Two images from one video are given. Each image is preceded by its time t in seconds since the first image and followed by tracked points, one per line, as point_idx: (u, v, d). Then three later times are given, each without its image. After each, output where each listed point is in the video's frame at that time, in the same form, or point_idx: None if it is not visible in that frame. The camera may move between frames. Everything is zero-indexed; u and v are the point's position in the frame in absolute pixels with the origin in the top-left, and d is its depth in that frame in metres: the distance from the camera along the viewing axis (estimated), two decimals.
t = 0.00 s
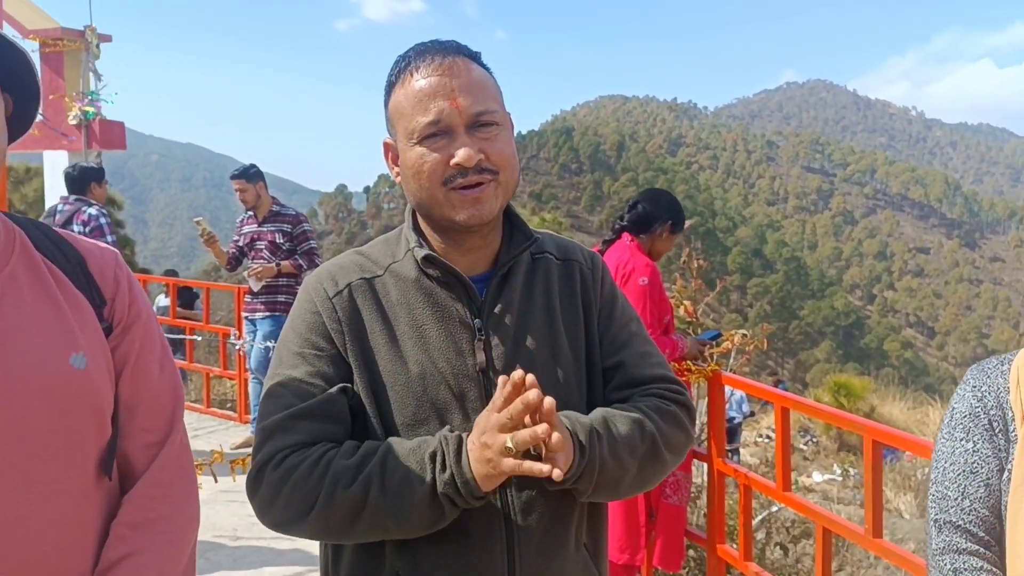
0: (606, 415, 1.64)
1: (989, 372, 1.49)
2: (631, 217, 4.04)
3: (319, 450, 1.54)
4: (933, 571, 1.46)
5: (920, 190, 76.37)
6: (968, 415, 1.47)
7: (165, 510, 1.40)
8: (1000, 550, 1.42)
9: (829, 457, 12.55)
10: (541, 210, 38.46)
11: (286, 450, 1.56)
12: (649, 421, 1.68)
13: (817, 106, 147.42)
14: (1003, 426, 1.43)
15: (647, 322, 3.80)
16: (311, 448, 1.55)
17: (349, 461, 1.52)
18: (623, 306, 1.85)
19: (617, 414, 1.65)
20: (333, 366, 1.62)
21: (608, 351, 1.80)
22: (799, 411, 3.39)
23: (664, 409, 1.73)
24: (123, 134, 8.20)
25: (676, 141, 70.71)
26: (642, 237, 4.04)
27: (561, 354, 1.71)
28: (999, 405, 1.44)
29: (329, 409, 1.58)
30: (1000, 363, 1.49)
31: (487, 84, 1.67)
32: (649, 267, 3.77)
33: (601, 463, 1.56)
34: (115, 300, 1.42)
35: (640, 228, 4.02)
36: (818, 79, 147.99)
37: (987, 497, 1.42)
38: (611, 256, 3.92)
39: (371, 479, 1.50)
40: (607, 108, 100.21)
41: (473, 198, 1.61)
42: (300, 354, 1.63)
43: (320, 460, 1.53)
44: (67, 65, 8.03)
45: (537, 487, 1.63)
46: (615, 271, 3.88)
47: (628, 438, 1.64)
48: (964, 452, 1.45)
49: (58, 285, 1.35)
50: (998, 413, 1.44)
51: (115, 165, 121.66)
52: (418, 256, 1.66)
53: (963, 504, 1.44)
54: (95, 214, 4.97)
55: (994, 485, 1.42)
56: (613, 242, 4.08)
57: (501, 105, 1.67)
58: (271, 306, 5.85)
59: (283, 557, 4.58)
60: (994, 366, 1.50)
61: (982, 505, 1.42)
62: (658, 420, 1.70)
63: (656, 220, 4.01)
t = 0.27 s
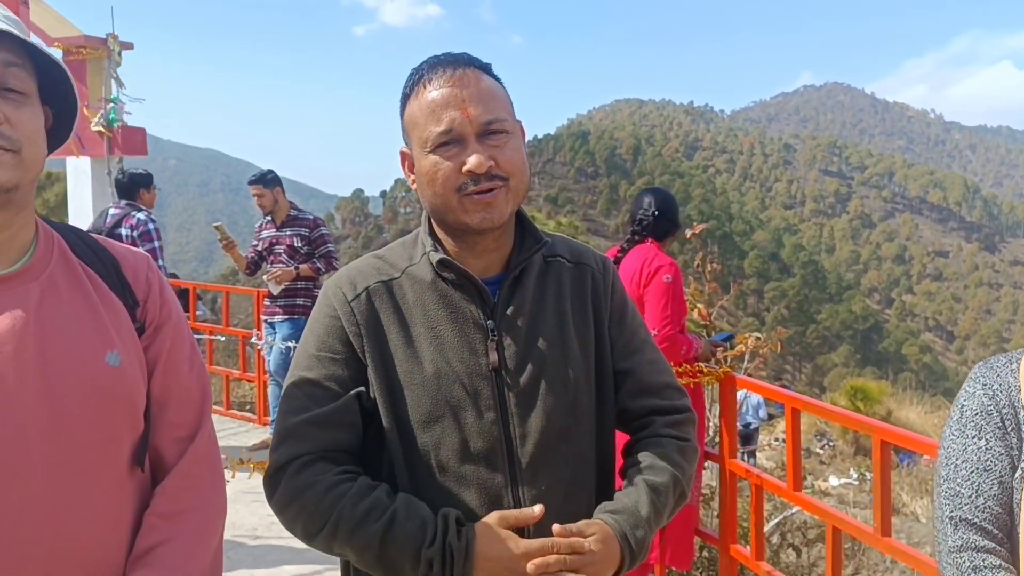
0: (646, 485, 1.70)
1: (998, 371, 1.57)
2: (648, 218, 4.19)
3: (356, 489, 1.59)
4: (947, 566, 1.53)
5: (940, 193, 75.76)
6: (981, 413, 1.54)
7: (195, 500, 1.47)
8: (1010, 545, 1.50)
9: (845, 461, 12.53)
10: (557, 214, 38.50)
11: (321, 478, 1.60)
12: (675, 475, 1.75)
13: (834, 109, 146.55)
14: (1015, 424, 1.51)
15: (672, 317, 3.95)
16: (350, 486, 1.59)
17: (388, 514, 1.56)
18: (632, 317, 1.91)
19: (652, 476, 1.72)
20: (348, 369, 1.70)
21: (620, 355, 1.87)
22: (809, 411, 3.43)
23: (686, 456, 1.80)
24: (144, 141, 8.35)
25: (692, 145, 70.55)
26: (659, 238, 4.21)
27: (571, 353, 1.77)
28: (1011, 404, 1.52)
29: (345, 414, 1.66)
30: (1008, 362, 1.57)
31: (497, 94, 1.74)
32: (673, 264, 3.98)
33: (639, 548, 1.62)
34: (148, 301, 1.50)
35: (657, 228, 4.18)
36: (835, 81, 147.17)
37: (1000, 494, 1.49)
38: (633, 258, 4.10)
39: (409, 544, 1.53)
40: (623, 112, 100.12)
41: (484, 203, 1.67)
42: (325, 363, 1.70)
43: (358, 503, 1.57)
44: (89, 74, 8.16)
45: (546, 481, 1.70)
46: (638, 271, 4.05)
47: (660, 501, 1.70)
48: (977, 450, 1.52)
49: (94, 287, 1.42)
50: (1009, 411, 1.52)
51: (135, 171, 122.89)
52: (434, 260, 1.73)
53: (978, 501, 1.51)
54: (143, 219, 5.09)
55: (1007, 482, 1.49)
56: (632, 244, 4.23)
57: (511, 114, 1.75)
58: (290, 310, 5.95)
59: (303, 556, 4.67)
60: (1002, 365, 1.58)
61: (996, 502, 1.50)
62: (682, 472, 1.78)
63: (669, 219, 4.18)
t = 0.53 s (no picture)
0: (646, 533, 1.82)
1: None
2: (668, 215, 4.24)
3: (390, 525, 1.65)
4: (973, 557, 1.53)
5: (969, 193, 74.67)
6: (1006, 407, 1.51)
7: (229, 488, 1.53)
8: None
9: (872, 464, 12.42)
10: (581, 215, 38.45)
11: (356, 512, 1.66)
12: (664, 510, 1.87)
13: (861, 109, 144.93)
14: None
15: (702, 307, 3.94)
16: (384, 528, 1.65)
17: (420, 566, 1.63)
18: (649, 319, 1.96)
19: (648, 518, 1.84)
20: (377, 371, 1.74)
21: (637, 355, 1.91)
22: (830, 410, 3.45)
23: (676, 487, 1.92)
24: (172, 142, 8.48)
25: (716, 145, 70.14)
26: (681, 235, 4.27)
27: (594, 350, 1.80)
28: None
29: (378, 423, 1.71)
30: None
31: (518, 94, 1.79)
32: (700, 257, 4.02)
33: None
34: (183, 295, 1.56)
35: (679, 225, 4.24)
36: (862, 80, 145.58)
37: None
38: (660, 256, 4.15)
39: None
40: (647, 112, 99.79)
41: (505, 199, 1.72)
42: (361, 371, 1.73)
43: (391, 547, 1.64)
44: (119, 76, 8.31)
45: (566, 476, 1.73)
46: (666, 267, 4.09)
47: (650, 540, 1.83)
48: (1002, 444, 1.50)
49: (133, 283, 1.48)
50: None
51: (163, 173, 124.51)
52: (457, 259, 1.77)
53: (1002, 495, 1.50)
54: (183, 222, 5.26)
55: None
56: (656, 243, 4.26)
57: (531, 112, 1.79)
58: (316, 309, 6.03)
59: (329, 552, 4.74)
60: None
61: (1021, 495, 1.48)
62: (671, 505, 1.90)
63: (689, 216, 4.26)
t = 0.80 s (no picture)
0: (657, 523, 1.85)
1: None
2: (689, 214, 4.24)
3: (404, 518, 1.69)
4: (992, 556, 1.36)
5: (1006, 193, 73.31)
6: None
7: (249, 477, 1.58)
8: None
9: (903, 467, 12.27)
10: (608, 216, 38.33)
11: (371, 505, 1.70)
12: (675, 501, 1.91)
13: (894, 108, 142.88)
14: None
15: (724, 304, 3.92)
16: (398, 520, 1.69)
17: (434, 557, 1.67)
18: (659, 315, 1.99)
19: (659, 509, 1.87)
20: (391, 367, 1.78)
21: (649, 350, 1.95)
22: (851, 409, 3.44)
23: (688, 479, 1.95)
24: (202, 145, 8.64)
25: (746, 146, 69.57)
26: (703, 234, 4.27)
27: (605, 345, 1.83)
28: None
29: (392, 418, 1.75)
30: None
31: (528, 94, 1.83)
32: (723, 255, 4.01)
33: None
34: (206, 291, 1.62)
35: (701, 224, 4.24)
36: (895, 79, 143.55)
37: None
38: (682, 255, 4.15)
39: None
40: (675, 113, 99.27)
41: (515, 197, 1.76)
42: (373, 367, 1.78)
43: (406, 539, 1.68)
44: (151, 80, 8.44)
45: (578, 470, 1.76)
46: (688, 266, 4.09)
47: (661, 530, 1.87)
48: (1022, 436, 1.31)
49: (158, 278, 1.54)
50: None
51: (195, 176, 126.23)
52: (468, 257, 1.81)
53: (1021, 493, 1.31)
54: (218, 219, 5.59)
55: None
56: (678, 242, 4.27)
57: (540, 111, 1.84)
58: (343, 309, 6.11)
59: (354, 548, 4.80)
60: None
61: None
62: (683, 495, 1.93)
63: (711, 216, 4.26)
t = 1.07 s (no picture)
0: (653, 519, 1.88)
1: None
2: (701, 216, 4.20)
3: (401, 510, 1.74)
4: (995, 559, 1.24)
5: None
6: None
7: (255, 469, 1.61)
8: None
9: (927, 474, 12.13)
10: (631, 220, 38.20)
11: (369, 497, 1.75)
12: (672, 497, 1.93)
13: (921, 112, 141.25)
14: None
15: (736, 308, 3.84)
16: (396, 512, 1.74)
17: (431, 549, 1.72)
18: (656, 313, 2.02)
19: (655, 506, 1.90)
20: (391, 362, 1.83)
21: (646, 348, 1.98)
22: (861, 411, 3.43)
23: (685, 477, 1.98)
24: (225, 149, 8.79)
25: (770, 150, 69.08)
26: (714, 237, 4.22)
27: (601, 342, 1.87)
28: None
29: (391, 412, 1.81)
30: None
31: (526, 95, 1.88)
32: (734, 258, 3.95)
33: None
34: (213, 288, 1.67)
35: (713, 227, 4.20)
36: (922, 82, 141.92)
37: None
38: (694, 257, 4.09)
39: None
40: (698, 117, 98.84)
41: (512, 197, 1.81)
42: (371, 363, 1.83)
43: (403, 530, 1.73)
44: (175, 86, 8.63)
45: (574, 465, 1.80)
46: (699, 268, 4.03)
47: (657, 526, 1.90)
48: None
49: (166, 275, 1.59)
50: None
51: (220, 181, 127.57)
52: (467, 256, 1.86)
53: None
54: (240, 221, 5.77)
55: None
56: (689, 245, 4.21)
57: (538, 113, 1.88)
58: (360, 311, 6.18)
59: (369, 548, 4.85)
60: None
61: None
62: (680, 492, 1.96)
63: (723, 219, 4.22)
